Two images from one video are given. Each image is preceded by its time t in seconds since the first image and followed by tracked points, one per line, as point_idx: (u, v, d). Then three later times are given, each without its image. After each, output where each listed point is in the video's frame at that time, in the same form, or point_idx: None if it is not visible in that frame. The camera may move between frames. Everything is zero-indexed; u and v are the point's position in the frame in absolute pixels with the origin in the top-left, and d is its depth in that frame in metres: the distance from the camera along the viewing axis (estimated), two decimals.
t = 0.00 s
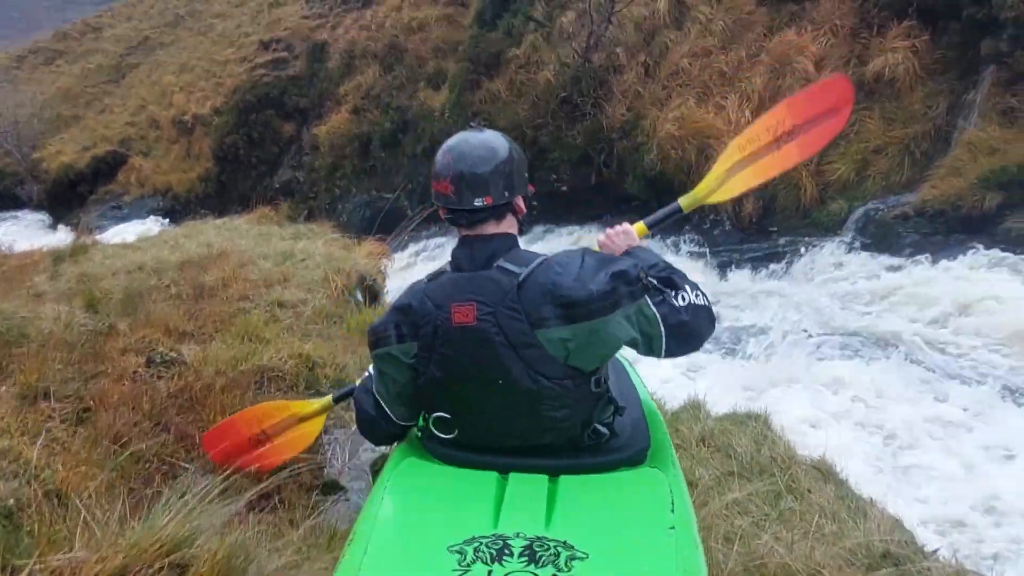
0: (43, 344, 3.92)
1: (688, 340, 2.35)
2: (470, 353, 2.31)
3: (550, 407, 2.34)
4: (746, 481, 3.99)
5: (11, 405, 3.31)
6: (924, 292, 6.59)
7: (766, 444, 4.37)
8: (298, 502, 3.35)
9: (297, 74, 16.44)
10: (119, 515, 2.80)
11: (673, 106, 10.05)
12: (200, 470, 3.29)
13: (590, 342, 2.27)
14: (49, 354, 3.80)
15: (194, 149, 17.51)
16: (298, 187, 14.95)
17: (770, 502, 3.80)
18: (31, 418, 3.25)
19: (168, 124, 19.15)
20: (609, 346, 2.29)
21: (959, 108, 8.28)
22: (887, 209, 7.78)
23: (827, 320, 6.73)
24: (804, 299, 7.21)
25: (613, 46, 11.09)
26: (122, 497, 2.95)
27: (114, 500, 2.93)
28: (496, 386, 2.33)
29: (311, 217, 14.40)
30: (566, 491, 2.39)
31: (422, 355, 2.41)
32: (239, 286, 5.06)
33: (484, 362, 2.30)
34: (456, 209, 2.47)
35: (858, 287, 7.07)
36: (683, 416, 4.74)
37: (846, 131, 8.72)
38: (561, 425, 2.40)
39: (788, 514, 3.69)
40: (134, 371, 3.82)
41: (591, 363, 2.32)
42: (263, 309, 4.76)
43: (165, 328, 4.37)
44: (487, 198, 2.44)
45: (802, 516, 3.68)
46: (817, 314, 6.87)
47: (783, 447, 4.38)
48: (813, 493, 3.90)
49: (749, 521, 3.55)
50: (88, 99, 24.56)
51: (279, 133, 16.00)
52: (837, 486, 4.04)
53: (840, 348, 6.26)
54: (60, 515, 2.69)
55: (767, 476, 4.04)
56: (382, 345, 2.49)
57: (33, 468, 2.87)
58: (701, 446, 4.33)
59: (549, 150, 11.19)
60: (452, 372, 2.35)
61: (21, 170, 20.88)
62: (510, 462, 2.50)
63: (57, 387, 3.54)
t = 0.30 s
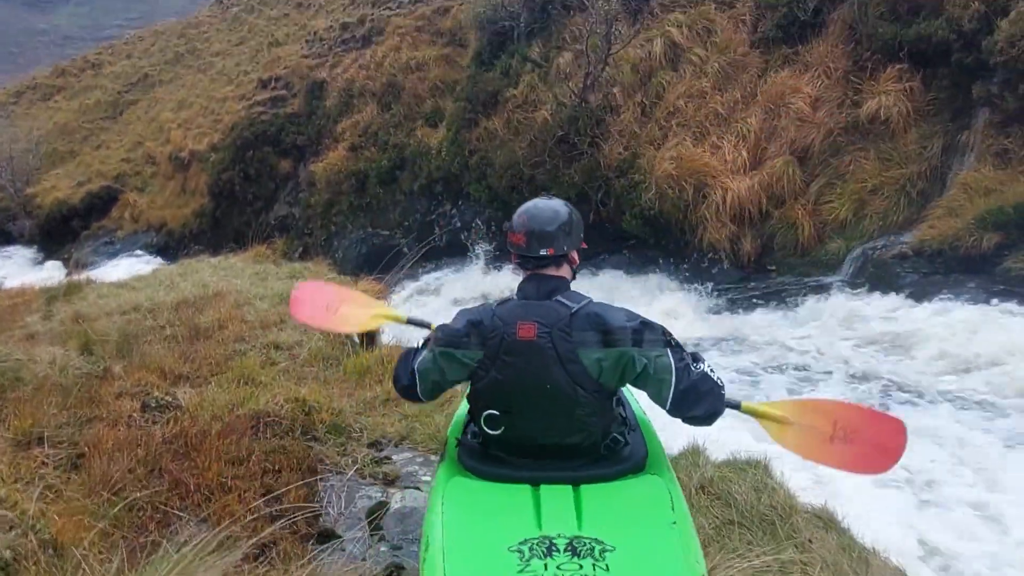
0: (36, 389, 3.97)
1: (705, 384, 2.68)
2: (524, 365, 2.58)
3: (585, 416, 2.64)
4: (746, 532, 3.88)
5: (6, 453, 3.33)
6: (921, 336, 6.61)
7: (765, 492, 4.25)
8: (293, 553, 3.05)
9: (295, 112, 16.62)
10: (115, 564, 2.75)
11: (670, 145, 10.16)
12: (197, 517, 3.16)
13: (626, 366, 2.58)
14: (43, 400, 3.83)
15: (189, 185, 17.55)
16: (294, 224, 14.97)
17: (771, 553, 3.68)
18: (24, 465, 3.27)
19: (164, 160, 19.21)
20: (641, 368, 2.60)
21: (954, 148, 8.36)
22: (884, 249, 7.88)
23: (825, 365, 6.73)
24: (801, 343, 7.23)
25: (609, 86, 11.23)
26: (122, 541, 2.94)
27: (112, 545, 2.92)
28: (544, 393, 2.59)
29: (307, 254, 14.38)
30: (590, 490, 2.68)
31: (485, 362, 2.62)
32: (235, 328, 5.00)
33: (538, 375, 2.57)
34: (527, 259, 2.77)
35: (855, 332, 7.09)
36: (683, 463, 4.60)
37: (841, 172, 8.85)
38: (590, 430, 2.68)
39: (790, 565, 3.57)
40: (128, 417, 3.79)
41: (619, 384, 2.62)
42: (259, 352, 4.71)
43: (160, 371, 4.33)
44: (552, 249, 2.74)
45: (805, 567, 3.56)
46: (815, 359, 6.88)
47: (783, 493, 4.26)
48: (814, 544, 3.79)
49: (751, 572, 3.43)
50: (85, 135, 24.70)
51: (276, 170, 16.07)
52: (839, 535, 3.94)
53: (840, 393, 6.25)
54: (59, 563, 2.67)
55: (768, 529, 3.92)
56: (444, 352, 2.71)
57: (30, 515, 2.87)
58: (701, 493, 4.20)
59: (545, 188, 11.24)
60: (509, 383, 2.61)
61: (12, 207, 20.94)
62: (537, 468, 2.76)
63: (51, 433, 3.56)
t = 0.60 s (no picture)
0: (35, 393, 3.93)
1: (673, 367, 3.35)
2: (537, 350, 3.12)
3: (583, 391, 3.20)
4: (735, 545, 3.51)
5: (5, 455, 3.29)
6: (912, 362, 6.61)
7: (756, 508, 3.90)
8: (291, 557, 3.00)
9: (295, 121, 16.64)
10: (117, 563, 2.72)
11: (670, 164, 10.21)
12: (196, 521, 3.12)
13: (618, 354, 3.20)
14: (43, 404, 3.79)
15: (186, 193, 17.53)
16: (291, 234, 14.97)
17: (758, 568, 3.36)
18: (24, 467, 3.24)
19: (162, 167, 19.20)
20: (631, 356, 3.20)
21: (952, 173, 8.40)
22: (883, 271, 7.87)
23: (815, 387, 6.69)
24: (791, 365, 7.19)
25: (611, 103, 11.27)
26: (123, 542, 2.91)
27: (113, 546, 2.89)
28: (552, 373, 3.13)
29: (304, 265, 14.35)
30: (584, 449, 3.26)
31: (507, 345, 3.15)
32: (233, 336, 4.96)
33: (549, 359, 3.12)
34: (544, 270, 3.32)
35: (845, 356, 7.08)
36: (673, 478, 4.17)
37: (840, 195, 8.91)
38: (586, 402, 3.23)
39: None
40: (128, 421, 3.75)
41: (611, 367, 3.21)
42: (257, 361, 4.66)
43: (159, 378, 4.28)
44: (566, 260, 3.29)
45: None
46: (805, 380, 6.85)
47: (773, 510, 3.93)
48: (803, 559, 3.49)
49: None
50: (82, 140, 24.63)
51: (275, 179, 16.05)
52: (829, 553, 3.64)
53: (831, 414, 6.20)
54: (62, 561, 2.64)
55: (757, 544, 3.58)
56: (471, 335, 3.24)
57: (30, 513, 2.83)
58: (691, 507, 3.80)
59: (545, 204, 11.33)
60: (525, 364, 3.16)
61: (7, 211, 20.87)
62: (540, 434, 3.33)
63: (51, 437, 3.52)
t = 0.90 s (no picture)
0: (38, 380, 3.97)
1: (633, 339, 3.96)
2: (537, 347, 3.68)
3: (576, 372, 3.76)
4: (717, 549, 3.53)
5: (9, 442, 3.33)
6: (898, 378, 6.71)
7: (739, 514, 3.96)
8: (287, 549, 3.04)
9: (297, 117, 16.69)
10: (122, 547, 2.77)
11: (671, 173, 10.29)
12: (195, 510, 3.16)
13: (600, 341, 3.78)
14: (47, 391, 3.83)
15: (186, 185, 17.55)
16: (291, 230, 15.02)
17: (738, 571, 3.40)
18: (27, 453, 3.28)
19: (162, 158, 19.21)
20: (611, 343, 3.78)
21: (949, 192, 8.48)
22: (877, 287, 8.03)
23: (801, 398, 6.78)
24: (779, 376, 7.30)
25: (614, 110, 11.36)
26: (124, 529, 2.95)
27: (115, 531, 2.93)
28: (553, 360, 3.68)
29: (301, 261, 14.38)
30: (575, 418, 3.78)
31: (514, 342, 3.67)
32: (233, 331, 4.99)
33: (549, 350, 3.67)
34: (537, 285, 3.78)
35: (831, 369, 7.20)
36: (660, 483, 4.19)
37: (838, 209, 9.01)
38: (579, 382, 3.80)
39: None
40: (129, 411, 3.78)
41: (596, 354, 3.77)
42: (256, 356, 4.70)
43: (159, 370, 4.31)
44: (556, 280, 3.77)
45: None
46: (791, 391, 6.94)
47: (756, 517, 3.99)
48: (781, 565, 3.56)
49: None
50: (83, 128, 24.61)
51: (276, 175, 16.10)
52: (808, 560, 3.71)
53: (815, 424, 6.30)
54: (68, 543, 2.69)
55: (738, 549, 3.62)
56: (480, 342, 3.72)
57: (35, 498, 2.88)
58: (677, 513, 3.81)
59: (545, 209, 11.43)
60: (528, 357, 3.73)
61: (6, 198, 20.86)
62: (543, 405, 3.86)
63: (53, 425, 3.56)
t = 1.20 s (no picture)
0: (44, 371, 4.02)
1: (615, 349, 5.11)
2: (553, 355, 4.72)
3: (585, 373, 4.81)
4: (705, 552, 3.56)
5: (14, 431, 3.38)
6: (888, 387, 6.78)
7: (728, 518, 4.01)
8: (285, 543, 3.10)
9: (301, 113, 16.74)
10: (125, 537, 2.82)
11: (672, 177, 10.34)
12: (196, 503, 3.21)
13: (597, 348, 4.90)
14: (52, 382, 3.88)
15: (189, 177, 17.59)
16: (292, 225, 15.06)
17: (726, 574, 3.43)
18: (33, 443, 3.32)
19: (166, 150, 19.27)
20: (607, 349, 4.94)
21: (948, 203, 8.52)
22: (874, 295, 8.12)
23: (792, 404, 6.85)
24: (771, 382, 7.36)
25: (617, 114, 11.40)
26: (127, 519, 3.00)
27: (118, 522, 2.98)
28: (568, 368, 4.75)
29: (302, 257, 14.43)
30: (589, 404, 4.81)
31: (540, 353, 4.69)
32: (235, 326, 5.04)
33: (565, 359, 4.73)
34: (545, 310, 4.80)
35: (822, 376, 7.27)
36: (653, 486, 4.24)
37: (836, 218, 9.06)
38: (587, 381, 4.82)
39: None
40: (132, 404, 3.83)
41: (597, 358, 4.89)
42: (258, 352, 4.75)
43: (161, 364, 4.36)
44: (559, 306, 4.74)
45: None
46: (782, 397, 7.02)
47: (744, 522, 4.04)
48: (768, 570, 3.60)
49: None
50: (88, 118, 24.68)
51: (279, 169, 16.13)
52: (794, 567, 3.75)
53: (804, 430, 6.36)
54: (75, 531, 2.74)
55: (726, 553, 3.65)
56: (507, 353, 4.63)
57: (41, 488, 2.93)
58: (668, 517, 3.84)
59: (546, 210, 11.49)
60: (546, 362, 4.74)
61: (9, 186, 20.94)
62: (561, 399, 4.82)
63: (58, 414, 3.60)
